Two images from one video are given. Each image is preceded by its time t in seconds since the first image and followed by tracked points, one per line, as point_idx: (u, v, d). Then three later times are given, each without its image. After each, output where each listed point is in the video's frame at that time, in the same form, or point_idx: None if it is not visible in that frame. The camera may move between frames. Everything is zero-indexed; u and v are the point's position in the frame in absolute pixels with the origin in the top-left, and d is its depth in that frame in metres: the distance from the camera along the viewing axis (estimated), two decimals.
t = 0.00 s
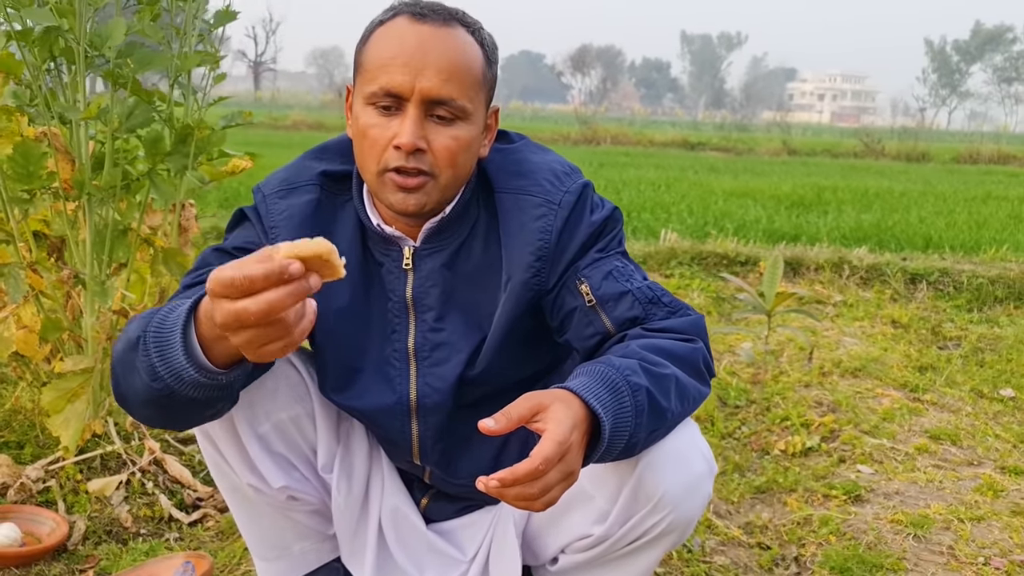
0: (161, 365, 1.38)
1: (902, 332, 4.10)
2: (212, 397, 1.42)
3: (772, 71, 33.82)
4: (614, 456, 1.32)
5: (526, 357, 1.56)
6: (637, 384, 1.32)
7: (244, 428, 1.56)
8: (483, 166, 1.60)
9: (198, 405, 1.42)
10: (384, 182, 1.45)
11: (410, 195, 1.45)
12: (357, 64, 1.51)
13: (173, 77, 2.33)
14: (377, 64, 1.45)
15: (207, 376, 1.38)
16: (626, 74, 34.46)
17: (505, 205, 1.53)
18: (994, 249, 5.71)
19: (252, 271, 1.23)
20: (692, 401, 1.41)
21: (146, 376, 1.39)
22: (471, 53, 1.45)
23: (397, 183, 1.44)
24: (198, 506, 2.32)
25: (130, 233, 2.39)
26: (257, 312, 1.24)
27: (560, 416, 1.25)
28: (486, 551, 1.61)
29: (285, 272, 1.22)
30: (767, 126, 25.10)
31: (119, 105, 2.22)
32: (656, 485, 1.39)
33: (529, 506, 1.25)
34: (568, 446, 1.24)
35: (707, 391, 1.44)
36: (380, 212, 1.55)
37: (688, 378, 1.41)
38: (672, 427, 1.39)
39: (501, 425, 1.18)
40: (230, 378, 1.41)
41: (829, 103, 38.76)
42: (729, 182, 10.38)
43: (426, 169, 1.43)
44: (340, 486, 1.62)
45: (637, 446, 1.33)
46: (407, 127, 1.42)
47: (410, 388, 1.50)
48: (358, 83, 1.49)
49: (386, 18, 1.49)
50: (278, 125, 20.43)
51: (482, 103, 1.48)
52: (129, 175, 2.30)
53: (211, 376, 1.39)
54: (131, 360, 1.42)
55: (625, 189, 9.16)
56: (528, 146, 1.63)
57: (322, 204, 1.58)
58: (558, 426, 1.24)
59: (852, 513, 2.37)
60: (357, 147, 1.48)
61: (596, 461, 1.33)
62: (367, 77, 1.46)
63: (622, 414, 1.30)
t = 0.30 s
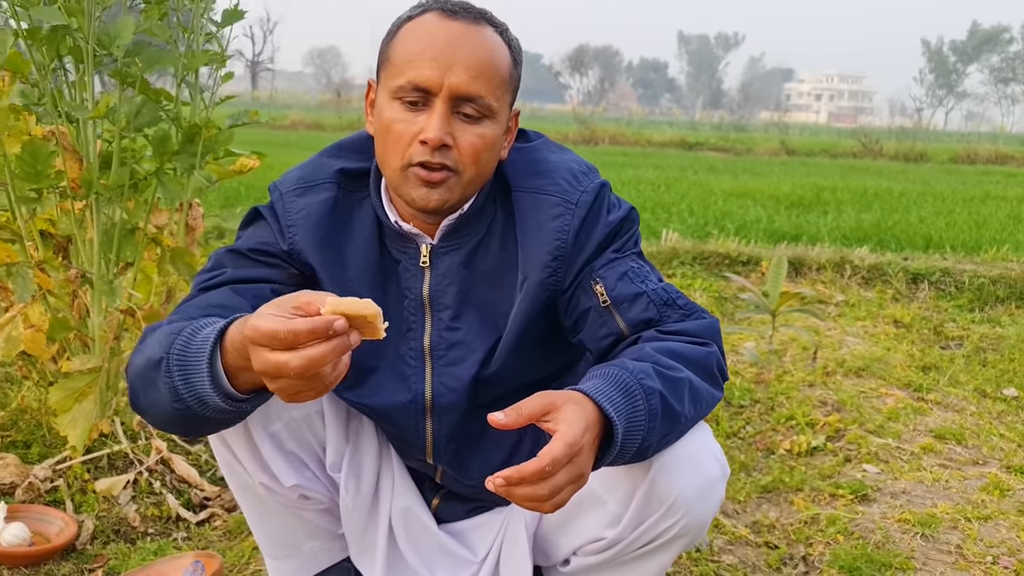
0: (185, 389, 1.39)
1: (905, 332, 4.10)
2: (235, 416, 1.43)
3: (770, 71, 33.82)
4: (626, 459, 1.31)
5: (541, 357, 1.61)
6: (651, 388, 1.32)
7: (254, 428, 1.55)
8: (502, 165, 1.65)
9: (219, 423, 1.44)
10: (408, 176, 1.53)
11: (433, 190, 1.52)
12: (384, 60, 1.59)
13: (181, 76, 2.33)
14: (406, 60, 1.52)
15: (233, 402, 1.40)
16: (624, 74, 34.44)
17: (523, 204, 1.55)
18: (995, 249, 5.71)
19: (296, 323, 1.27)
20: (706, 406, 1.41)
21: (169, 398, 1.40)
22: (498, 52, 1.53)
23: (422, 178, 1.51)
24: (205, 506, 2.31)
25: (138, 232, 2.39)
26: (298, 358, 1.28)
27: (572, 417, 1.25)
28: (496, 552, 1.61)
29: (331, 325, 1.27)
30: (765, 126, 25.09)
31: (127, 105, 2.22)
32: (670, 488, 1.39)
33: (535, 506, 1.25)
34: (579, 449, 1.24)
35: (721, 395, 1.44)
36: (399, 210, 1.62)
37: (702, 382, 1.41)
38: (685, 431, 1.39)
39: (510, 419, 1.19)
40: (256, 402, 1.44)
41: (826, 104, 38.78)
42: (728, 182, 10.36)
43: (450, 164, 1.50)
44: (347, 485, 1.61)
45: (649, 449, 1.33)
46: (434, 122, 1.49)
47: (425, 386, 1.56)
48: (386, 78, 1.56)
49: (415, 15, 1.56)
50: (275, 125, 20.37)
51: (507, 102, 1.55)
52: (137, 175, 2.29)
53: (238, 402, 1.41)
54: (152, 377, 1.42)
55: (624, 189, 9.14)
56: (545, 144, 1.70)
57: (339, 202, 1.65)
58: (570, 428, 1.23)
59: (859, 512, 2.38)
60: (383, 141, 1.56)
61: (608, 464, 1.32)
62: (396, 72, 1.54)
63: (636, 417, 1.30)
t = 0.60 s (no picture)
0: (206, 376, 1.39)
1: (909, 332, 4.10)
2: (250, 413, 1.42)
3: (768, 71, 33.75)
4: (649, 456, 1.33)
5: (557, 357, 1.64)
6: (673, 386, 1.34)
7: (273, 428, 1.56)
8: (519, 166, 1.68)
9: (233, 420, 1.43)
10: (427, 170, 1.54)
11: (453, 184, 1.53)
12: (405, 57, 1.61)
13: (191, 75, 2.33)
14: (427, 55, 1.54)
15: (247, 393, 1.38)
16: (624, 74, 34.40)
17: (541, 205, 1.59)
18: (998, 249, 5.71)
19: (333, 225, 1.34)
20: (726, 404, 1.44)
21: (188, 383, 1.40)
22: (519, 50, 1.55)
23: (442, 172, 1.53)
24: (215, 505, 2.31)
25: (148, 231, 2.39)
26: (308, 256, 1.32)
27: (597, 415, 1.27)
28: (513, 551, 1.61)
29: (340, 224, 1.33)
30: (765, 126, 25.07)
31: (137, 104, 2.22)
32: (689, 487, 1.40)
33: (564, 505, 1.27)
34: (605, 445, 1.26)
35: (739, 394, 1.47)
36: (415, 209, 1.65)
37: (721, 380, 1.44)
38: (706, 429, 1.41)
39: (535, 420, 1.20)
40: (273, 399, 1.42)
41: (825, 103, 38.74)
42: (729, 182, 10.35)
43: (471, 158, 1.52)
44: (365, 485, 1.61)
45: (671, 447, 1.35)
46: (456, 116, 1.50)
47: (443, 387, 1.58)
48: (406, 73, 1.58)
49: (435, 13, 1.58)
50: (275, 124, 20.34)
51: (527, 100, 1.57)
52: (147, 174, 2.29)
53: (251, 394, 1.38)
54: (176, 364, 1.43)
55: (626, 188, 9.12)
56: (561, 144, 1.73)
57: (356, 204, 1.68)
58: (595, 424, 1.25)
59: (869, 511, 2.38)
60: (401, 135, 1.57)
61: (630, 463, 1.34)
62: (417, 66, 1.55)
63: (658, 415, 1.32)
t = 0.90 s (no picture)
0: (203, 372, 1.38)
1: (912, 331, 4.09)
2: (246, 412, 1.40)
3: (767, 72, 33.76)
4: (662, 454, 1.33)
5: (567, 355, 1.64)
6: (685, 385, 1.34)
7: (285, 427, 1.56)
8: (526, 163, 1.68)
9: (230, 419, 1.42)
10: (434, 167, 1.54)
11: (460, 178, 1.53)
12: (410, 54, 1.61)
13: (198, 73, 2.32)
14: (432, 52, 1.54)
15: (242, 390, 1.37)
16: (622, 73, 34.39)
17: (549, 202, 1.59)
18: (999, 249, 5.71)
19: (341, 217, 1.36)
20: (737, 401, 1.44)
21: (187, 379, 1.40)
22: (524, 46, 1.55)
23: (448, 168, 1.53)
24: (221, 505, 2.31)
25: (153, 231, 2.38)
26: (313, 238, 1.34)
27: (611, 415, 1.26)
28: (524, 551, 1.61)
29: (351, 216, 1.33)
30: (764, 126, 25.06)
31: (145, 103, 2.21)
32: (703, 485, 1.40)
33: (580, 506, 1.27)
34: (618, 445, 1.25)
35: (750, 391, 1.47)
36: (422, 206, 1.65)
37: (733, 378, 1.44)
38: (718, 427, 1.41)
39: (549, 421, 1.20)
40: (266, 396, 1.40)
41: (824, 103, 38.76)
42: (729, 182, 10.34)
43: (479, 153, 1.52)
44: (377, 484, 1.61)
45: (684, 445, 1.35)
46: (463, 112, 1.50)
47: (454, 385, 1.58)
48: (412, 70, 1.58)
49: (439, 10, 1.58)
50: (274, 124, 20.31)
51: (533, 95, 1.57)
52: (153, 173, 2.28)
53: (246, 391, 1.37)
54: (176, 360, 1.43)
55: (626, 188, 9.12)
56: (568, 143, 1.72)
57: (365, 203, 1.68)
58: (608, 424, 1.25)
59: (876, 511, 2.37)
60: (408, 133, 1.57)
61: (644, 461, 1.34)
62: (423, 63, 1.55)
63: (671, 413, 1.32)
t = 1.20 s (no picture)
0: (214, 369, 1.38)
1: (916, 331, 4.08)
2: (258, 410, 1.40)
3: (766, 72, 33.76)
4: (674, 453, 1.33)
5: (576, 354, 1.63)
6: (696, 383, 1.34)
7: (294, 425, 1.55)
8: (534, 161, 1.67)
9: (242, 418, 1.42)
10: (450, 161, 1.54)
11: (476, 170, 1.53)
12: (419, 51, 1.61)
13: (204, 72, 2.31)
14: (445, 47, 1.54)
15: (254, 388, 1.37)
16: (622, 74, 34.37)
17: (557, 200, 1.59)
18: (1002, 249, 5.70)
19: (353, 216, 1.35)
20: (748, 400, 1.43)
21: (198, 378, 1.39)
22: (535, 40, 1.56)
23: (465, 162, 1.52)
24: (227, 504, 2.30)
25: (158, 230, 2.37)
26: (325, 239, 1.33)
27: (623, 414, 1.26)
28: (533, 550, 1.61)
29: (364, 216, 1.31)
30: (765, 127, 25.05)
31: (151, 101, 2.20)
32: (714, 485, 1.40)
33: (591, 505, 1.26)
34: (631, 444, 1.25)
35: (761, 390, 1.46)
36: (433, 204, 1.65)
37: (744, 377, 1.43)
38: (729, 426, 1.41)
39: (560, 420, 1.19)
40: (278, 394, 1.39)
41: (823, 103, 38.77)
42: (730, 182, 10.33)
43: (494, 145, 1.52)
44: (386, 483, 1.61)
45: (696, 443, 1.34)
46: (479, 103, 1.50)
47: (463, 383, 1.58)
48: (423, 66, 1.58)
49: (447, 7, 1.59)
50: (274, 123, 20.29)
51: (543, 88, 1.58)
52: (159, 171, 2.28)
53: (258, 389, 1.37)
54: (187, 359, 1.42)
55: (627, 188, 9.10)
56: (577, 141, 1.72)
57: (374, 201, 1.67)
58: (619, 424, 1.24)
59: (883, 511, 2.37)
60: (421, 128, 1.57)
61: (655, 460, 1.34)
62: (435, 57, 1.55)
63: (683, 412, 1.32)
